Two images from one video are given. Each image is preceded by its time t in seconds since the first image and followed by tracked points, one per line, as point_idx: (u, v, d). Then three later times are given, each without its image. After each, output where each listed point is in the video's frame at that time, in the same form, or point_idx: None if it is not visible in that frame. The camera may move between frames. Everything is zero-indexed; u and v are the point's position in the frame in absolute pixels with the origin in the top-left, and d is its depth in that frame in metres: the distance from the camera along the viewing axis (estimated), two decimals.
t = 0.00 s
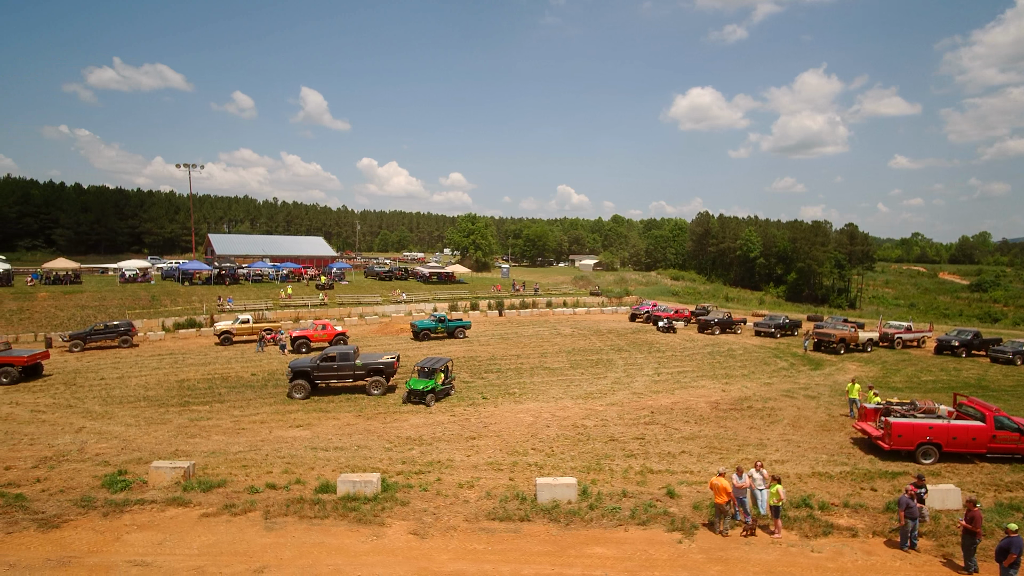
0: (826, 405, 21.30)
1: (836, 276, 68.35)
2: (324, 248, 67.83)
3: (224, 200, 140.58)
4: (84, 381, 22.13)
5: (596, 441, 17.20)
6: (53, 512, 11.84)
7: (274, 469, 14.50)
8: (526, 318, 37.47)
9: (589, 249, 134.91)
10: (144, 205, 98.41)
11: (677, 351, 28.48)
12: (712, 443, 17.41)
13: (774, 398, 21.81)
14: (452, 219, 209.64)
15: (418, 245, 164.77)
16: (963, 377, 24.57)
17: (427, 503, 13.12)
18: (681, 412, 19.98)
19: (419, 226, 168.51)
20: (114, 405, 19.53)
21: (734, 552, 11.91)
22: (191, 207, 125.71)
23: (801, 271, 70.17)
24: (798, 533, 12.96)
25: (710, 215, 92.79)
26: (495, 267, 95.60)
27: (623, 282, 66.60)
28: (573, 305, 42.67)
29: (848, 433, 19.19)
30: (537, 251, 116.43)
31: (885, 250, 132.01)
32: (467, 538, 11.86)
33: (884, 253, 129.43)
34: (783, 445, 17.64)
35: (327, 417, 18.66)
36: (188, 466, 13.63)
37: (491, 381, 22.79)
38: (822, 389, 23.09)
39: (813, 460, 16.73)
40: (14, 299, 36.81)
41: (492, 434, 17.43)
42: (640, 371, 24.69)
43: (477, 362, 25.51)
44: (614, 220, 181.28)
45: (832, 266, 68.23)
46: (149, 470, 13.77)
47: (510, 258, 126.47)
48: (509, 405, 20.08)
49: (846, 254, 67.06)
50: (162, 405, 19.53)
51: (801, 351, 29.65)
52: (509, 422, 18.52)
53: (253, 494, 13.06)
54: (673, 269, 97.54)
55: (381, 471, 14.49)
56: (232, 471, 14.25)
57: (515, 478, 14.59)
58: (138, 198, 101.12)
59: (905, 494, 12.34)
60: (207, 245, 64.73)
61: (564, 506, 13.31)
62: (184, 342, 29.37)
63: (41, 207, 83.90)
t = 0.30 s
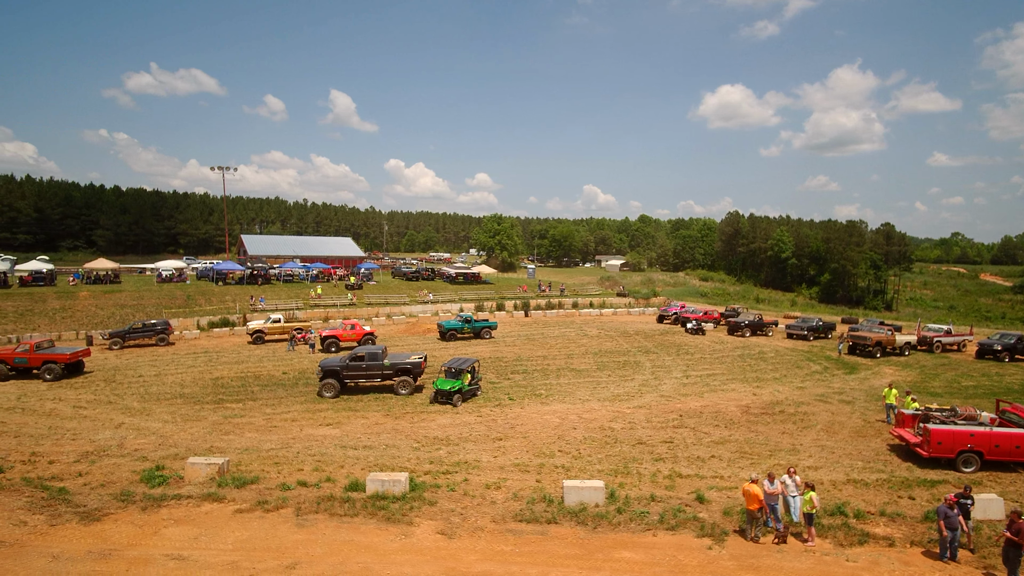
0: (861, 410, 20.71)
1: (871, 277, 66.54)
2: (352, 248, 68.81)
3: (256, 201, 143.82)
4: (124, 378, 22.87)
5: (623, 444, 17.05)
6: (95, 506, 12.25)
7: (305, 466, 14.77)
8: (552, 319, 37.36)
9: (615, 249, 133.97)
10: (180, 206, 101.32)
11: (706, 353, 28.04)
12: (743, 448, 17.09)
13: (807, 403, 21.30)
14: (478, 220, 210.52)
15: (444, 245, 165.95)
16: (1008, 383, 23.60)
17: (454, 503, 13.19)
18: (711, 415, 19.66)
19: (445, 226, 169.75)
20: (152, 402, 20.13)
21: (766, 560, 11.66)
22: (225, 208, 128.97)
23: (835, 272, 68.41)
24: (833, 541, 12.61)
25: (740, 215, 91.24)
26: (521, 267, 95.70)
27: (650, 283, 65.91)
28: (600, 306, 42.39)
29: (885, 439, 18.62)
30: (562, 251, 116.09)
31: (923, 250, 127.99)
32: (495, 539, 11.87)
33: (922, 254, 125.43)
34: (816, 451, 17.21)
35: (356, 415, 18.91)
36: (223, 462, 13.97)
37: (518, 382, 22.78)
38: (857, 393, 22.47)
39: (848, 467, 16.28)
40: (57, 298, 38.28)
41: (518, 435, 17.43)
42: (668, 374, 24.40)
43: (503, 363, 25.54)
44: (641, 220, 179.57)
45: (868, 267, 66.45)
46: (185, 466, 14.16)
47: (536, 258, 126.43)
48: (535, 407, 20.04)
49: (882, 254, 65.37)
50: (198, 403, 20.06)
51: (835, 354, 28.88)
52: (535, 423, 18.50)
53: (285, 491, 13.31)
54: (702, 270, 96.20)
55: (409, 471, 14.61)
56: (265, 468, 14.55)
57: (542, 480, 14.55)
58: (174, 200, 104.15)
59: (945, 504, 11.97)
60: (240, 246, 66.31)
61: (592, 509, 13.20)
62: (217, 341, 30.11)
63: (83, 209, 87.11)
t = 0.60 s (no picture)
0: (899, 417, 20.08)
1: (909, 279, 64.54)
2: (380, 248, 69.66)
3: (287, 202, 146.79)
4: (161, 376, 23.57)
5: (652, 447, 16.86)
6: (134, 500, 12.64)
7: (336, 465, 14.99)
8: (579, 320, 37.18)
9: (643, 250, 132.68)
10: (214, 208, 104.01)
11: (736, 356, 27.55)
12: (775, 454, 16.74)
13: (842, 408, 20.75)
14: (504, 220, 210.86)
15: (470, 245, 166.75)
16: None
17: (482, 504, 13.22)
18: (742, 420, 19.30)
19: (471, 227, 170.50)
20: (188, 399, 20.70)
21: (799, 569, 11.37)
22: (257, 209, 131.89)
23: (870, 273, 66.41)
24: (869, 551, 12.23)
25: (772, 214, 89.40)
26: (547, 267, 95.48)
27: (678, 284, 65.07)
28: (627, 307, 42.03)
29: (924, 447, 18.01)
30: (589, 252, 115.45)
31: (965, 251, 123.48)
32: (522, 541, 11.84)
33: (963, 254, 121.04)
34: (852, 458, 16.74)
35: (385, 415, 19.12)
36: (256, 460, 14.27)
37: (544, 384, 22.72)
38: (894, 399, 21.79)
39: (884, 475, 15.80)
40: (98, 297, 39.65)
41: (545, 437, 17.39)
42: (697, 377, 24.03)
43: (530, 364, 25.51)
44: (669, 220, 177.39)
45: (906, 268, 64.43)
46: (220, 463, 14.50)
47: (563, 258, 126.02)
48: (562, 409, 19.97)
49: (921, 255, 63.33)
50: (232, 400, 20.54)
51: (871, 358, 28.06)
52: (562, 425, 18.43)
53: (316, 489, 13.54)
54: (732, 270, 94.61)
55: (437, 471, 14.70)
56: (297, 466, 14.82)
57: (569, 482, 14.47)
58: (208, 202, 106.96)
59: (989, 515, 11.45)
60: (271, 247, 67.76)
61: (620, 513, 13.06)
62: (250, 340, 30.81)
63: (123, 211, 90.14)
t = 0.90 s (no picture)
0: (933, 423, 19.50)
1: (944, 281, 63.02)
2: (403, 248, 70.26)
3: (312, 203, 148.92)
4: (192, 374, 24.13)
5: (677, 451, 16.67)
6: (167, 497, 12.96)
7: (361, 464, 15.16)
8: (602, 321, 36.95)
9: (667, 250, 131.36)
10: (242, 209, 106.21)
11: (763, 359, 27.08)
12: (804, 459, 16.39)
13: (874, 413, 20.23)
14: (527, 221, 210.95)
15: (492, 245, 167.11)
16: None
17: (506, 506, 13.20)
18: (769, 424, 18.95)
19: (494, 227, 170.88)
20: (218, 397, 21.15)
21: None
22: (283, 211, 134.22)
23: (903, 275, 64.76)
24: (903, 561, 11.84)
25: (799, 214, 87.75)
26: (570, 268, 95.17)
27: (702, 285, 64.29)
28: (651, 308, 41.65)
29: (960, 454, 17.43)
30: (612, 252, 114.75)
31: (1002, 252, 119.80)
32: (547, 544, 11.76)
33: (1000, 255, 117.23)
34: (884, 465, 16.29)
35: (409, 415, 19.28)
36: (284, 458, 14.51)
37: (568, 386, 22.64)
38: (929, 404, 21.17)
39: (918, 483, 15.33)
40: (131, 297, 40.77)
41: (569, 439, 17.33)
42: (723, 380, 23.69)
43: (553, 365, 25.44)
44: (694, 220, 175.38)
45: (940, 270, 62.91)
46: (249, 460, 14.77)
47: (585, 259, 125.51)
48: (586, 411, 19.87)
49: (955, 256, 62.05)
50: (260, 399, 20.93)
51: (904, 362, 27.31)
52: (586, 427, 18.36)
53: (342, 488, 13.70)
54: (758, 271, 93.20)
55: (461, 472, 14.75)
56: (323, 465, 15.03)
57: (593, 485, 14.37)
58: (237, 203, 109.21)
59: None
60: (297, 247, 68.87)
61: (645, 517, 12.86)
62: (277, 339, 31.36)
63: (155, 213, 92.54)
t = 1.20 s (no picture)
0: (969, 429, 18.88)
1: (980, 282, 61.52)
2: (426, 249, 70.82)
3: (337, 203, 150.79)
4: (221, 373, 24.66)
5: (702, 455, 16.45)
6: (197, 493, 13.25)
7: (385, 464, 15.30)
8: (625, 322, 36.70)
9: (691, 250, 129.85)
10: (270, 210, 108.22)
11: (791, 361, 26.57)
12: (833, 466, 16.02)
13: (906, 419, 19.67)
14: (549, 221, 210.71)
15: (515, 245, 167.08)
16: None
17: (528, 508, 13.16)
18: (797, 429, 18.58)
19: (516, 227, 171.03)
20: (246, 395, 21.59)
21: None
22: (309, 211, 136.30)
23: (936, 275, 63.03)
24: (938, 572, 11.44)
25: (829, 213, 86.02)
26: (592, 268, 94.76)
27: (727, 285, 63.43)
28: (675, 309, 41.18)
29: (997, 462, 16.83)
30: (635, 253, 113.91)
31: None
32: (570, 547, 11.67)
33: None
34: (917, 473, 15.81)
35: (432, 415, 19.40)
36: (309, 457, 14.71)
37: (590, 387, 22.53)
38: (964, 410, 20.51)
39: (953, 491, 14.84)
40: (163, 296, 41.86)
41: (591, 442, 17.23)
42: (749, 383, 23.32)
43: (575, 367, 25.35)
44: (719, 220, 173.05)
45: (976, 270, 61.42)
46: (276, 458, 15.02)
47: (608, 259, 124.80)
48: (609, 413, 19.75)
49: (993, 256, 60.90)
50: (286, 398, 21.30)
51: (938, 366, 26.52)
52: (609, 430, 18.23)
53: (366, 488, 13.83)
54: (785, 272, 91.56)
55: (483, 473, 14.77)
56: (347, 464, 15.21)
57: (616, 489, 14.25)
58: (264, 204, 111.26)
59: None
60: (322, 248, 69.90)
61: (670, 522, 12.66)
62: (303, 339, 31.87)
63: (185, 214, 94.79)
